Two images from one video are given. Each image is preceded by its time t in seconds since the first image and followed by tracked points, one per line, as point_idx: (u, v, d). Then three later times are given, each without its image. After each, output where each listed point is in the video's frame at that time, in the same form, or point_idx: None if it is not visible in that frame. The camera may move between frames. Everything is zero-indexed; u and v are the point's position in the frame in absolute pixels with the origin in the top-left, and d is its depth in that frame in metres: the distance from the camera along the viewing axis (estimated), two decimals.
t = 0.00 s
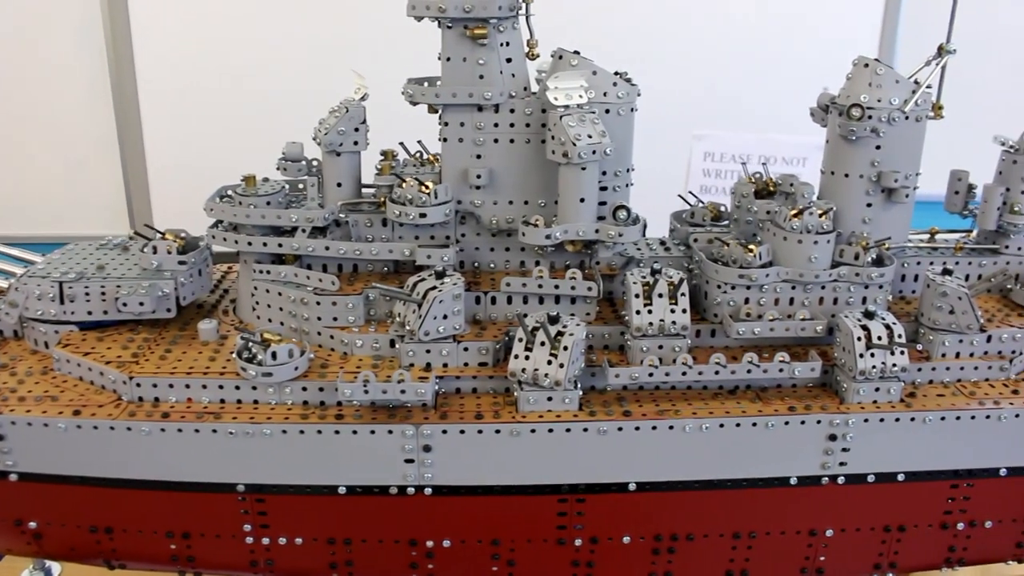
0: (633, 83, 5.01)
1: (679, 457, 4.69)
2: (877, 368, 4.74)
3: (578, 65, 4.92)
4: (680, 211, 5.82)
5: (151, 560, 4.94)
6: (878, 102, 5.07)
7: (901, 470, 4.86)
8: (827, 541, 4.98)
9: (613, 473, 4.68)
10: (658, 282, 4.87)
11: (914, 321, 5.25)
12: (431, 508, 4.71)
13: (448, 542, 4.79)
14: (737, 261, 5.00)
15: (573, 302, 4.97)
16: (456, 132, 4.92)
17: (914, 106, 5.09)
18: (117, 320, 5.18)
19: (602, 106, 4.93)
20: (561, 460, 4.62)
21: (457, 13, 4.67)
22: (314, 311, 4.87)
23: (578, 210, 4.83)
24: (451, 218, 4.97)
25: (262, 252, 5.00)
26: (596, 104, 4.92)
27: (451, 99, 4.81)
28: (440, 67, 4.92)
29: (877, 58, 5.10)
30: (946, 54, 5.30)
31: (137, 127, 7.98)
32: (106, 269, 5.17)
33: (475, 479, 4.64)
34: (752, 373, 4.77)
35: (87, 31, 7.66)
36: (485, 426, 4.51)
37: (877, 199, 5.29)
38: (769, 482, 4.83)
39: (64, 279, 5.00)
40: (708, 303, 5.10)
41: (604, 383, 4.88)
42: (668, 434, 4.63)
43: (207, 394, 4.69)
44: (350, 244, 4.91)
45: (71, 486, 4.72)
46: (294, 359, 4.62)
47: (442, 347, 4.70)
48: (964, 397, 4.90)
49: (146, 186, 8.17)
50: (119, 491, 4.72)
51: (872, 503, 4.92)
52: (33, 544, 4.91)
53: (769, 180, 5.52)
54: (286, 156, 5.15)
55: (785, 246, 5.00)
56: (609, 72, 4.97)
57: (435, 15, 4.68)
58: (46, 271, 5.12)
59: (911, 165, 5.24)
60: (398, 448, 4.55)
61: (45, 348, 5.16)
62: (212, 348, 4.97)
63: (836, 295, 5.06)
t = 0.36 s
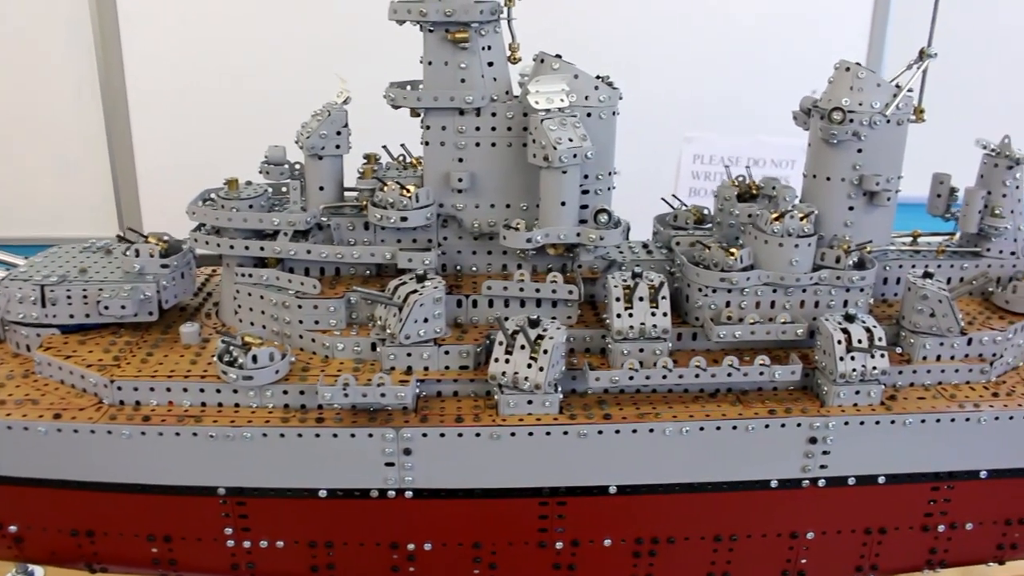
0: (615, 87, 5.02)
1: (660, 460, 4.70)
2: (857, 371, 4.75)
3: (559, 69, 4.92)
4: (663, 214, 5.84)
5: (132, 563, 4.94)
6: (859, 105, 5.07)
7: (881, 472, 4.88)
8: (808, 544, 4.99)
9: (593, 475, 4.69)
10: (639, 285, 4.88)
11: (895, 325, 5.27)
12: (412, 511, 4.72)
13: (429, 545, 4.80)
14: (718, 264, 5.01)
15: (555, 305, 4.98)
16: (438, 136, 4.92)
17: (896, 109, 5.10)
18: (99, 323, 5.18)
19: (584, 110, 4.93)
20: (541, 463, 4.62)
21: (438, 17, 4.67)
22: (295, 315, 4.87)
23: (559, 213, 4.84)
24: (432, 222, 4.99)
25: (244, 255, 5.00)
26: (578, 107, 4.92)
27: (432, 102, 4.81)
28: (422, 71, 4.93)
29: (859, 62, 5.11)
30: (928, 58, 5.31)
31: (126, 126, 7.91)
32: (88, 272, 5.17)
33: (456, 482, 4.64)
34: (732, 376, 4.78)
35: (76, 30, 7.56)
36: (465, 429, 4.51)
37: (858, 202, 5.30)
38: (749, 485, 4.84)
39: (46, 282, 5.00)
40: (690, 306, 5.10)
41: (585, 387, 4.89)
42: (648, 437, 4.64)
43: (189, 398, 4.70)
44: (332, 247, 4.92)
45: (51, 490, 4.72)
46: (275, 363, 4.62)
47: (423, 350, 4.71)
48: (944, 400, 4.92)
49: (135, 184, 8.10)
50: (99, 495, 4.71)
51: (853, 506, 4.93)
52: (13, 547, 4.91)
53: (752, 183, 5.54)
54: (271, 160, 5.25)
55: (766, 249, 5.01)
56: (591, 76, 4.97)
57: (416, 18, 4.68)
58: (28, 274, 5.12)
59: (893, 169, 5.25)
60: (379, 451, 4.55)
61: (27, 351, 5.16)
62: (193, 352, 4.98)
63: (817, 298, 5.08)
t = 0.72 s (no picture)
0: (588, 86, 5.01)
1: (635, 460, 4.69)
2: (831, 370, 4.74)
3: (532, 69, 4.90)
4: (640, 214, 5.84)
5: (105, 568, 4.90)
6: (833, 104, 5.07)
7: (857, 471, 4.87)
8: (785, 543, 4.98)
9: (567, 476, 4.67)
10: (614, 285, 4.87)
11: (871, 323, 5.27)
12: (387, 513, 4.70)
13: (404, 547, 4.77)
14: (693, 263, 5.00)
15: (529, 305, 4.97)
16: (411, 136, 4.91)
17: (870, 108, 5.10)
18: (71, 326, 5.15)
19: (557, 109, 4.92)
20: (515, 464, 4.61)
21: (409, 16, 4.65)
22: (268, 316, 4.84)
23: (533, 213, 4.82)
24: (406, 222, 4.98)
25: (217, 256, 4.96)
26: (552, 107, 4.91)
27: (405, 102, 4.79)
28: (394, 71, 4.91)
29: (833, 60, 5.11)
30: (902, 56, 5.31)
31: (106, 126, 7.83)
32: (60, 274, 5.14)
33: (430, 483, 4.62)
34: (706, 375, 4.76)
35: (55, 28, 7.49)
36: (438, 430, 4.49)
37: (834, 201, 5.31)
38: (725, 485, 4.83)
39: (16, 285, 4.97)
40: (665, 305, 5.09)
41: (559, 387, 4.88)
42: (622, 437, 4.62)
43: (160, 400, 4.66)
44: (305, 248, 4.90)
45: (22, 494, 4.68)
46: (247, 364, 4.59)
47: (396, 351, 4.69)
48: (919, 398, 4.92)
49: (115, 184, 8.04)
50: (70, 499, 4.68)
51: (828, 505, 4.93)
52: None
53: (728, 182, 5.54)
54: (242, 161, 5.18)
55: (740, 248, 5.00)
56: (564, 75, 4.96)
57: (387, 18, 4.65)
58: None
59: (868, 167, 5.25)
60: (351, 452, 4.53)
61: None
62: (166, 354, 4.95)
63: (792, 297, 5.07)
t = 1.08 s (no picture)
0: (571, 87, 4.99)
1: (617, 461, 4.67)
2: (814, 370, 4.73)
3: (514, 69, 4.89)
4: (624, 215, 5.84)
5: (85, 571, 4.88)
6: (817, 104, 5.06)
7: (840, 472, 4.86)
8: (768, 544, 4.97)
9: (549, 477, 4.66)
10: (596, 286, 4.85)
11: (854, 324, 5.26)
12: (368, 515, 4.68)
13: (385, 549, 4.75)
14: (675, 264, 4.99)
15: (511, 306, 4.97)
16: (392, 137, 4.89)
17: (853, 108, 5.09)
18: (50, 328, 5.13)
19: (539, 110, 4.90)
20: (497, 465, 4.59)
21: (390, 17, 4.63)
22: (249, 318, 4.83)
23: (514, 213, 4.81)
24: (387, 223, 4.96)
25: (198, 258, 4.92)
26: (534, 107, 4.89)
27: (386, 103, 4.77)
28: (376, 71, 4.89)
29: (816, 60, 5.10)
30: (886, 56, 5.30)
31: (92, 123, 7.72)
32: (39, 276, 5.12)
33: (411, 485, 4.60)
34: (689, 376, 4.75)
35: (39, 27, 7.36)
36: (419, 432, 4.47)
37: (817, 201, 5.30)
38: (707, 486, 4.82)
39: None
40: (647, 306, 5.08)
41: (541, 388, 4.86)
42: (604, 438, 4.60)
43: (140, 402, 4.64)
44: (286, 249, 4.88)
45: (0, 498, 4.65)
46: (227, 366, 4.58)
47: (377, 352, 4.68)
48: (902, 399, 4.91)
49: (102, 182, 7.94)
50: (49, 502, 4.65)
51: (811, 505, 4.92)
52: None
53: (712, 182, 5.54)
54: (223, 161, 5.18)
55: (723, 249, 4.99)
56: (546, 75, 4.94)
57: (368, 18, 4.62)
58: None
59: (851, 168, 5.25)
60: (332, 454, 4.51)
61: None
62: (146, 356, 4.93)
63: (775, 297, 5.06)
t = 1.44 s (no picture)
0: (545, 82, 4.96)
1: (593, 459, 4.65)
2: (791, 366, 4.70)
3: (488, 65, 4.86)
4: (602, 212, 5.81)
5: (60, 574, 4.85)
6: (793, 98, 5.02)
7: (818, 468, 4.83)
8: (747, 541, 4.95)
9: (525, 475, 4.63)
10: (571, 283, 4.83)
11: (833, 319, 5.24)
12: (343, 515, 4.65)
13: (361, 549, 4.73)
14: (652, 260, 4.96)
15: (487, 303, 4.94)
16: (365, 134, 4.86)
17: (830, 102, 5.06)
18: (24, 330, 5.10)
19: (513, 106, 4.87)
20: (472, 464, 4.56)
21: (361, 13, 4.59)
22: (223, 317, 4.79)
23: (488, 210, 4.77)
24: (362, 221, 4.94)
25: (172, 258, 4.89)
26: (508, 103, 4.87)
27: (358, 100, 4.74)
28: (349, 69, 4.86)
29: (793, 54, 5.06)
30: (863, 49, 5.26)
31: (75, 114, 7.59)
32: (12, 277, 5.09)
33: (385, 484, 4.58)
34: (665, 373, 4.72)
35: (18, 21, 7.23)
36: (392, 431, 4.44)
37: (796, 196, 5.27)
38: (685, 483, 4.79)
39: None
40: (624, 303, 5.06)
41: (517, 386, 4.84)
42: (579, 436, 4.58)
43: (113, 403, 4.62)
44: (260, 248, 4.86)
45: None
46: (199, 366, 4.55)
47: (351, 351, 4.65)
48: (881, 394, 4.88)
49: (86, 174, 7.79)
50: (22, 505, 4.62)
51: (790, 502, 4.89)
52: None
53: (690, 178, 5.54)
54: (197, 161, 5.19)
55: (700, 244, 4.95)
56: (520, 71, 4.91)
57: (339, 15, 4.58)
58: None
59: (829, 162, 5.22)
60: (306, 454, 4.48)
61: None
62: (119, 357, 4.90)
63: (753, 293, 5.03)
